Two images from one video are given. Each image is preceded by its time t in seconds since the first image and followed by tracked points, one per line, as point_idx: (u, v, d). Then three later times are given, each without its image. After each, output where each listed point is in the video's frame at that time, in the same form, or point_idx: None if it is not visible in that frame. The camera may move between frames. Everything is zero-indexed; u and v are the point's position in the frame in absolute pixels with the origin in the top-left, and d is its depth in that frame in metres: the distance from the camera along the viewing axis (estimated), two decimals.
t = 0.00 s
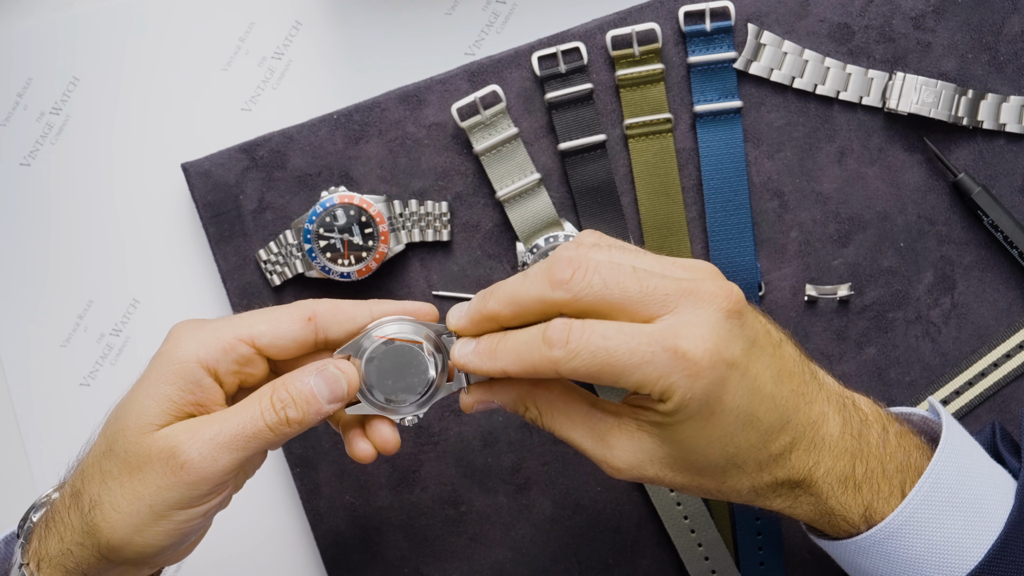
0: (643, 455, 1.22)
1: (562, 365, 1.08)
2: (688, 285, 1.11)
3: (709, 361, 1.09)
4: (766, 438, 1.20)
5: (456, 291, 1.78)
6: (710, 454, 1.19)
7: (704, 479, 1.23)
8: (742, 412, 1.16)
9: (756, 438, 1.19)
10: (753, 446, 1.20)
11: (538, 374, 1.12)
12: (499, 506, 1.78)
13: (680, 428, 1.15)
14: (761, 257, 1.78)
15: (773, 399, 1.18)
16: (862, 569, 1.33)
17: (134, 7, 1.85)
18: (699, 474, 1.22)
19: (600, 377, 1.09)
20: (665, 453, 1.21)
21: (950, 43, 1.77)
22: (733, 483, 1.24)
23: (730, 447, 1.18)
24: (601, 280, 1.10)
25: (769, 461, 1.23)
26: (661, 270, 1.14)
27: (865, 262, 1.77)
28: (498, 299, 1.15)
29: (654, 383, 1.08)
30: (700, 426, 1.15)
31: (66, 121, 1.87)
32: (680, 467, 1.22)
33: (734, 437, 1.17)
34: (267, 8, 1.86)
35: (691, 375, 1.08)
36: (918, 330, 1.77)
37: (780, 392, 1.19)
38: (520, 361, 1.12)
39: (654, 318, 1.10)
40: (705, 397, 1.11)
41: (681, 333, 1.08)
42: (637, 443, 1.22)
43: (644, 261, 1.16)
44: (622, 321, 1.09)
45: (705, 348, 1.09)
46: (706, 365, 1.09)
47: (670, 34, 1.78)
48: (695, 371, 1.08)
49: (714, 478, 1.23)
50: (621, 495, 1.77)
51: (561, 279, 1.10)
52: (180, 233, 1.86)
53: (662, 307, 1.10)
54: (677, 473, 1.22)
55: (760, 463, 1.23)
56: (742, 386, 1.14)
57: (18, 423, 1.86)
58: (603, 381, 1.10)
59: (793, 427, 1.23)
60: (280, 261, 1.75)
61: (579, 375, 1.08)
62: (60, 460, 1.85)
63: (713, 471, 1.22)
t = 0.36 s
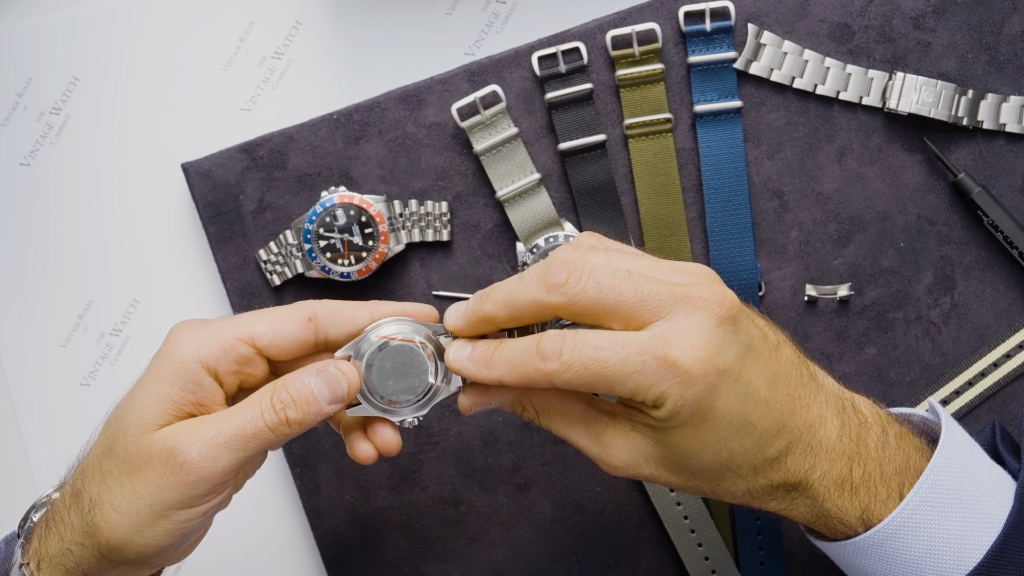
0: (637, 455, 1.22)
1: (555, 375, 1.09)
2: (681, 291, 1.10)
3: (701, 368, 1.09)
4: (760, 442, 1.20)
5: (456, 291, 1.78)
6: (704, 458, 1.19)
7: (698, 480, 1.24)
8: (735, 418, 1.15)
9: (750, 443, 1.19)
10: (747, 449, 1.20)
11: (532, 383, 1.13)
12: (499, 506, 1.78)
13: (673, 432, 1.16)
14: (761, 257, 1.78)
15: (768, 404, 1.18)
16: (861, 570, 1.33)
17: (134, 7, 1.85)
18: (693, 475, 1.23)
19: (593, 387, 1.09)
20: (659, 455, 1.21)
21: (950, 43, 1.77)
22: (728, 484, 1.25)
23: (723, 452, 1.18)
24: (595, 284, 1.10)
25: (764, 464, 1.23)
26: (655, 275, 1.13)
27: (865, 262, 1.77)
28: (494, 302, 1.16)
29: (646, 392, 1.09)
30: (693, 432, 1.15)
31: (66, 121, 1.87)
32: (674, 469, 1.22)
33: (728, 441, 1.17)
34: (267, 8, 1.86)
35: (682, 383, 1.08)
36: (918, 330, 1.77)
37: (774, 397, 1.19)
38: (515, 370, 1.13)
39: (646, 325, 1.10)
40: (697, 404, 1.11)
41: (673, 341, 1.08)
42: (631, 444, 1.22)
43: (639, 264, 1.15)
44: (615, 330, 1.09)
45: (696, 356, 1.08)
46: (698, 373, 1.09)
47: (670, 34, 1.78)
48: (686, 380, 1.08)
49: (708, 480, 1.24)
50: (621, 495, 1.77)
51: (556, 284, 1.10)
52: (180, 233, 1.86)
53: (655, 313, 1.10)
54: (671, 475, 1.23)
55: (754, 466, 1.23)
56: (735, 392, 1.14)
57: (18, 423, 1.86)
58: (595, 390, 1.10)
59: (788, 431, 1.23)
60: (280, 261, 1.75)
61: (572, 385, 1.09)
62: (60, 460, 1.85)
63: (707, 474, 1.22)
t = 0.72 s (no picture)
0: (636, 460, 1.23)
1: (553, 380, 1.09)
2: (681, 296, 1.10)
3: (698, 376, 1.09)
4: (760, 448, 1.20)
5: (456, 291, 1.78)
6: (703, 463, 1.19)
7: (697, 485, 1.24)
8: (733, 425, 1.16)
9: (748, 449, 1.19)
10: (746, 456, 1.20)
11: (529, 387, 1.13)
12: (499, 506, 1.78)
13: (672, 438, 1.16)
14: (761, 257, 1.78)
15: (767, 410, 1.18)
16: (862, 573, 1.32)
17: (134, 7, 1.85)
18: (692, 480, 1.23)
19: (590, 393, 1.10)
20: (657, 460, 1.21)
21: (950, 43, 1.77)
22: (727, 489, 1.25)
23: (721, 458, 1.18)
24: (596, 283, 1.09)
25: (763, 469, 1.23)
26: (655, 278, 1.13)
27: (865, 262, 1.77)
28: (494, 298, 1.15)
29: (643, 399, 1.09)
30: (690, 438, 1.15)
31: (66, 121, 1.87)
32: (672, 474, 1.22)
33: (726, 447, 1.17)
34: (267, 8, 1.86)
35: (678, 392, 1.08)
36: (918, 330, 1.77)
37: (774, 403, 1.19)
38: (513, 373, 1.13)
39: (644, 330, 1.10)
40: (693, 411, 1.11)
41: (670, 349, 1.08)
42: (631, 449, 1.22)
43: (640, 266, 1.14)
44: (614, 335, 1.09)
45: (693, 365, 1.08)
46: (694, 381, 1.09)
47: (671, 34, 1.78)
48: (683, 388, 1.08)
49: (707, 485, 1.24)
50: (621, 495, 1.77)
51: (556, 280, 1.10)
52: (180, 232, 1.86)
53: (654, 318, 1.10)
54: (670, 480, 1.23)
55: (753, 472, 1.23)
56: (732, 400, 1.14)
57: (18, 423, 1.86)
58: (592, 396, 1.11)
59: (787, 436, 1.23)
60: (280, 261, 1.75)
61: (570, 391, 1.09)
62: (60, 460, 1.85)
63: (706, 479, 1.22)
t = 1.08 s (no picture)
0: (634, 467, 1.23)
1: (548, 391, 1.09)
2: (676, 306, 1.09)
3: (691, 389, 1.09)
4: (756, 457, 1.20)
5: (456, 291, 1.78)
6: (698, 472, 1.19)
7: (693, 492, 1.24)
8: (728, 436, 1.16)
9: (744, 458, 1.19)
10: (742, 464, 1.20)
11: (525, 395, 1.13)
12: (499, 506, 1.79)
13: (667, 448, 1.16)
14: (761, 257, 1.78)
15: (762, 420, 1.18)
16: None
17: (134, 7, 1.85)
18: (689, 488, 1.23)
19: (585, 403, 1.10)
20: (655, 469, 1.22)
21: (951, 43, 1.77)
22: (724, 496, 1.25)
23: (716, 466, 1.19)
24: (591, 293, 1.09)
25: (760, 476, 1.23)
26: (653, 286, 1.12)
27: (865, 262, 1.77)
28: (491, 304, 1.15)
29: (636, 411, 1.09)
30: (684, 448, 1.15)
31: (66, 121, 1.87)
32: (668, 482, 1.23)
33: (722, 456, 1.17)
34: (267, 8, 1.86)
35: (672, 404, 1.08)
36: (918, 330, 1.77)
37: (770, 412, 1.19)
38: (508, 381, 1.13)
39: (639, 341, 1.10)
40: (688, 423, 1.11)
41: (664, 360, 1.08)
42: (628, 457, 1.23)
43: (637, 273, 1.14)
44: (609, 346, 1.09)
45: (686, 377, 1.08)
46: (688, 394, 1.09)
47: (670, 34, 1.78)
48: (677, 401, 1.08)
49: (704, 492, 1.24)
50: (620, 496, 1.77)
51: (551, 290, 1.09)
52: (180, 232, 1.86)
53: (649, 329, 1.09)
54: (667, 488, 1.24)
55: (750, 480, 1.23)
56: (727, 411, 1.14)
57: (18, 423, 1.86)
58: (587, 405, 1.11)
59: (785, 444, 1.22)
60: (280, 261, 1.75)
61: (564, 401, 1.09)
62: (60, 459, 1.85)
63: (702, 487, 1.22)
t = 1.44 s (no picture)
0: (630, 471, 1.22)
1: (540, 393, 1.10)
2: (668, 312, 1.09)
3: (680, 395, 1.08)
4: (753, 461, 1.20)
5: (456, 291, 1.78)
6: (694, 476, 1.19)
7: (690, 495, 1.24)
8: (723, 441, 1.16)
9: (739, 463, 1.19)
10: (739, 468, 1.20)
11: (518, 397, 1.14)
12: (499, 506, 1.78)
13: (661, 453, 1.16)
14: (760, 257, 1.78)
15: (758, 425, 1.18)
16: None
17: (134, 7, 1.85)
18: (685, 491, 1.23)
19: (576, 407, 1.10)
20: (651, 475, 1.21)
21: (950, 43, 1.77)
22: (722, 500, 1.25)
23: (712, 470, 1.19)
24: (584, 296, 1.09)
25: (758, 480, 1.23)
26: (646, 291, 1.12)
27: (865, 262, 1.77)
28: (486, 305, 1.16)
29: (628, 417, 1.09)
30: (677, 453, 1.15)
31: (66, 121, 1.87)
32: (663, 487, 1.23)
33: (719, 461, 1.17)
34: (267, 8, 1.86)
35: (663, 410, 1.08)
36: (918, 330, 1.77)
37: (767, 417, 1.19)
38: (502, 383, 1.13)
39: (631, 345, 1.09)
40: (679, 429, 1.11)
41: (655, 366, 1.07)
42: (625, 464, 1.22)
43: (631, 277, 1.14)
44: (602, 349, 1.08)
45: (677, 384, 1.08)
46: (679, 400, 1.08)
47: (671, 34, 1.78)
48: (667, 407, 1.08)
49: (701, 496, 1.24)
50: (620, 496, 1.77)
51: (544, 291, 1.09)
52: (180, 232, 1.86)
53: (641, 334, 1.09)
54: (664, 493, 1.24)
55: (748, 484, 1.23)
56: (720, 417, 1.14)
57: (18, 423, 1.86)
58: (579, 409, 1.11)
59: (782, 449, 1.22)
60: (280, 260, 1.75)
61: (556, 404, 1.10)
62: (60, 460, 1.85)
63: (698, 490, 1.22)
